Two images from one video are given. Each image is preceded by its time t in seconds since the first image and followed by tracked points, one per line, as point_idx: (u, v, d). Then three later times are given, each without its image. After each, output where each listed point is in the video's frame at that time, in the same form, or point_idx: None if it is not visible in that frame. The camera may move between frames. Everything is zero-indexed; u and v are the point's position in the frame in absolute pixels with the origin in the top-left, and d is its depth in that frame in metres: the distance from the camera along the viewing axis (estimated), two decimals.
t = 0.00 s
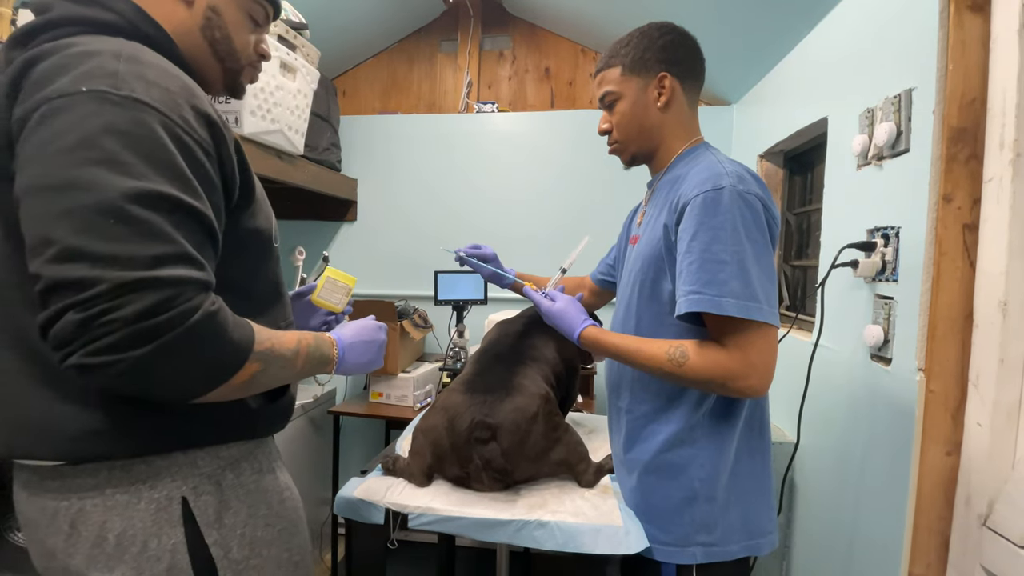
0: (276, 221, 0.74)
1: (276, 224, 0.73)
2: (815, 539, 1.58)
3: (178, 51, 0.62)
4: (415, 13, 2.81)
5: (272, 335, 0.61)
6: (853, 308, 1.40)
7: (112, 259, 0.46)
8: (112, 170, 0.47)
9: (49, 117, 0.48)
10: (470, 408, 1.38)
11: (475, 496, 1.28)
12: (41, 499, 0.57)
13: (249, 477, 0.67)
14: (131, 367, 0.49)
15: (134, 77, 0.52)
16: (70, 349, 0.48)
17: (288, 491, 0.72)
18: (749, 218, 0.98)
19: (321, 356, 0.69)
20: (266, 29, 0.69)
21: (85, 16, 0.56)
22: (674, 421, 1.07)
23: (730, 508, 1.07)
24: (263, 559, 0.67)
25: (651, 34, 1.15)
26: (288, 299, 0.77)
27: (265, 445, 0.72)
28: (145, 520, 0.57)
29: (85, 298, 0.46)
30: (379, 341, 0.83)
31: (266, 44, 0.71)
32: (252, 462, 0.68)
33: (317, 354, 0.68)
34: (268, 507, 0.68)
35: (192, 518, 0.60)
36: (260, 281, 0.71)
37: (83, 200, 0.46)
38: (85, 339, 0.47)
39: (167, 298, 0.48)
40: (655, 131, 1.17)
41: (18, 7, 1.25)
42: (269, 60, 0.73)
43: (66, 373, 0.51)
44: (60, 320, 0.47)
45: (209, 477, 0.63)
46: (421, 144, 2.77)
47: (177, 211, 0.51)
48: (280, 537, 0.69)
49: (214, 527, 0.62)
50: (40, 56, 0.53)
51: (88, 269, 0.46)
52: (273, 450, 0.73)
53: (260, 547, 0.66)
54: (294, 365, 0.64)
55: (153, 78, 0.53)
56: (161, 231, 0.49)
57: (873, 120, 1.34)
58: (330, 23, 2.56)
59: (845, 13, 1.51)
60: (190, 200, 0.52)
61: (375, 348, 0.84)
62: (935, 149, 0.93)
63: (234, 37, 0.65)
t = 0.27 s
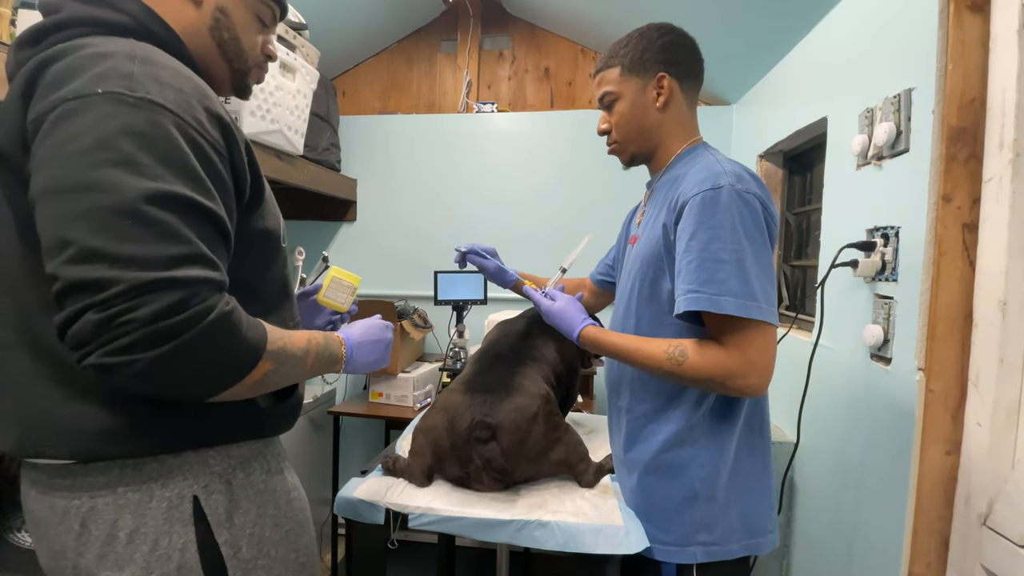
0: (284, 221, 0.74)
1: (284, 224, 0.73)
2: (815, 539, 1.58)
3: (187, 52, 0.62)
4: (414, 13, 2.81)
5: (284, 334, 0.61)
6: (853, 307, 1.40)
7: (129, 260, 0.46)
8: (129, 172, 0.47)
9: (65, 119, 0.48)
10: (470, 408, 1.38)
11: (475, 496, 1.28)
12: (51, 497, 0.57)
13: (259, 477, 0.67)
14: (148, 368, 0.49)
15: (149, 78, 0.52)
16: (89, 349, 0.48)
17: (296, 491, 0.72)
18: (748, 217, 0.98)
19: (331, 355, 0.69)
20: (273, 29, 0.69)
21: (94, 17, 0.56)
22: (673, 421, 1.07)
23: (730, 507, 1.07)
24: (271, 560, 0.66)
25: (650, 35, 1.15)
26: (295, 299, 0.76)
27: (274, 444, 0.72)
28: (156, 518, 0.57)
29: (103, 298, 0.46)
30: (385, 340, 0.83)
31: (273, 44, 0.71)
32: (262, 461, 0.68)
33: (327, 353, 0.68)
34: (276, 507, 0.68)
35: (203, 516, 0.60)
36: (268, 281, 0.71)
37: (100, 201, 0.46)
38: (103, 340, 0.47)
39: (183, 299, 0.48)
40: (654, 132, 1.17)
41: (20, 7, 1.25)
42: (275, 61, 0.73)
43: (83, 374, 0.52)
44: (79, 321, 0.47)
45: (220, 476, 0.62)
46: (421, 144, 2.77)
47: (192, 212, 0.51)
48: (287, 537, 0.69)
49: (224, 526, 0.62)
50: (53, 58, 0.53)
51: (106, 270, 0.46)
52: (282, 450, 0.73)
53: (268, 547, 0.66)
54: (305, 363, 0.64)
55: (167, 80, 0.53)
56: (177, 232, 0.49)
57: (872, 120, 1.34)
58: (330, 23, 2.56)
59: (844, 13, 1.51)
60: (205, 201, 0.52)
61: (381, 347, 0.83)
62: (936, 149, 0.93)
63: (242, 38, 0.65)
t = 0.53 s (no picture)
0: (288, 221, 0.74)
1: (287, 225, 0.73)
2: (814, 539, 1.58)
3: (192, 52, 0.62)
4: (414, 13, 2.81)
5: (287, 335, 0.61)
6: (853, 308, 1.41)
7: (134, 260, 0.46)
8: (134, 172, 0.47)
9: (70, 118, 0.48)
10: (470, 409, 1.38)
11: (475, 496, 1.28)
12: (55, 498, 0.57)
13: (262, 478, 0.67)
14: (152, 368, 0.49)
15: (153, 77, 0.52)
16: (94, 349, 0.48)
17: (298, 493, 0.72)
18: (746, 218, 0.98)
19: (334, 356, 0.69)
20: (277, 30, 0.69)
21: (99, 16, 0.56)
22: (673, 421, 1.07)
23: (730, 507, 1.07)
24: (273, 562, 0.66)
25: (650, 35, 1.15)
26: (299, 299, 0.76)
27: (277, 446, 0.72)
28: (159, 519, 0.57)
29: (108, 299, 0.46)
30: (389, 342, 0.83)
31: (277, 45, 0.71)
32: (265, 463, 0.68)
33: (330, 354, 0.68)
34: (279, 509, 0.68)
35: (206, 517, 0.60)
36: (272, 282, 0.71)
37: (105, 201, 0.46)
38: (108, 340, 0.47)
39: (187, 299, 0.48)
40: (653, 132, 1.17)
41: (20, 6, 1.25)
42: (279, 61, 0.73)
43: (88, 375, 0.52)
44: (84, 321, 0.47)
45: (224, 476, 0.63)
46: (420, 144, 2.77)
47: (196, 212, 0.51)
48: (289, 539, 0.69)
49: (227, 528, 0.62)
50: (57, 56, 0.53)
51: (110, 270, 0.46)
52: (285, 452, 0.73)
53: (271, 549, 0.66)
54: (309, 365, 0.64)
55: (171, 80, 0.53)
56: (182, 232, 0.49)
57: (871, 121, 1.34)
58: (330, 23, 2.56)
59: (844, 13, 1.51)
60: (209, 201, 0.52)
61: (385, 349, 0.83)
62: (935, 150, 0.93)
63: (247, 38, 0.65)
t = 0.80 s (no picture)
0: (286, 221, 0.74)
1: (287, 225, 0.73)
2: (813, 538, 1.59)
3: (190, 51, 0.62)
4: (413, 12, 2.81)
5: (284, 337, 0.61)
6: (851, 307, 1.41)
7: (126, 260, 0.46)
8: (127, 171, 0.47)
9: (63, 117, 0.48)
10: (469, 409, 1.39)
11: (474, 496, 1.28)
12: (52, 500, 0.57)
13: (261, 480, 0.67)
14: (145, 369, 0.49)
15: (148, 76, 0.52)
16: (85, 351, 0.48)
17: (297, 495, 0.72)
18: (746, 217, 0.98)
19: (332, 358, 0.69)
20: (277, 28, 0.70)
21: (98, 15, 0.56)
22: (672, 420, 1.07)
23: (729, 507, 1.07)
24: (271, 564, 0.66)
25: (649, 36, 1.16)
26: (298, 300, 0.76)
27: (276, 447, 0.72)
28: (156, 521, 0.57)
29: (99, 300, 0.46)
30: (389, 343, 0.83)
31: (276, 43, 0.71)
32: (264, 464, 0.68)
33: (328, 356, 0.68)
34: (277, 512, 0.68)
35: (203, 520, 0.60)
36: (271, 282, 0.71)
37: (97, 200, 0.46)
38: (100, 341, 0.47)
39: (180, 300, 0.48)
40: (652, 132, 1.17)
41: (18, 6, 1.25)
42: (279, 60, 0.73)
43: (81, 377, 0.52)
44: (75, 322, 0.47)
45: (222, 478, 0.63)
46: (419, 144, 2.77)
47: (190, 212, 0.51)
48: (288, 541, 0.69)
49: (225, 530, 0.62)
50: (53, 55, 0.53)
51: (102, 270, 0.46)
52: (284, 453, 0.73)
53: (269, 551, 0.66)
54: (307, 366, 0.64)
55: (166, 78, 0.53)
56: (175, 233, 0.49)
57: (870, 121, 1.34)
58: (328, 23, 2.56)
59: (842, 14, 1.51)
60: (203, 201, 0.52)
61: (385, 351, 0.83)
62: (933, 150, 0.93)
63: (245, 36, 0.65)
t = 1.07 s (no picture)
0: (284, 221, 0.74)
1: (284, 225, 0.73)
2: (812, 537, 1.59)
3: (187, 49, 0.62)
4: (412, 13, 2.81)
5: (280, 338, 0.61)
6: (849, 307, 1.41)
7: (118, 261, 0.46)
8: (120, 170, 0.47)
9: (55, 115, 0.48)
10: (468, 409, 1.39)
11: (473, 496, 1.28)
12: (46, 502, 0.57)
13: (257, 482, 0.67)
14: (137, 371, 0.48)
15: (142, 74, 0.52)
16: (76, 352, 0.48)
17: (293, 498, 0.72)
18: (744, 218, 0.99)
19: (329, 360, 0.69)
20: (275, 27, 0.69)
21: (93, 13, 0.56)
22: (671, 420, 1.08)
23: (728, 506, 1.07)
24: (267, 567, 0.66)
25: (647, 36, 1.16)
26: (295, 301, 0.76)
27: (273, 449, 0.72)
28: (151, 524, 0.57)
29: (90, 300, 0.46)
30: (388, 345, 0.83)
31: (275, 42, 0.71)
32: (260, 467, 0.68)
33: (325, 358, 0.68)
34: (273, 514, 0.68)
35: (198, 523, 0.60)
36: (268, 282, 0.71)
37: (89, 199, 0.46)
38: (90, 342, 0.47)
39: (172, 301, 0.48)
40: (651, 132, 1.17)
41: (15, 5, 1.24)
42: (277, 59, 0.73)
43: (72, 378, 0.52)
44: (65, 323, 0.47)
45: (217, 481, 0.63)
46: (418, 144, 2.77)
47: (184, 212, 0.51)
48: (284, 544, 0.69)
49: (220, 533, 0.62)
50: (47, 53, 0.53)
51: (94, 270, 0.46)
52: (281, 455, 0.73)
53: (265, 554, 0.66)
54: (303, 368, 0.64)
55: (160, 76, 0.53)
56: (168, 232, 0.49)
57: (868, 121, 1.35)
58: (327, 23, 2.55)
59: (840, 14, 1.52)
60: (197, 200, 0.52)
61: (383, 352, 0.83)
62: (931, 150, 0.93)
63: (243, 34, 0.65)
